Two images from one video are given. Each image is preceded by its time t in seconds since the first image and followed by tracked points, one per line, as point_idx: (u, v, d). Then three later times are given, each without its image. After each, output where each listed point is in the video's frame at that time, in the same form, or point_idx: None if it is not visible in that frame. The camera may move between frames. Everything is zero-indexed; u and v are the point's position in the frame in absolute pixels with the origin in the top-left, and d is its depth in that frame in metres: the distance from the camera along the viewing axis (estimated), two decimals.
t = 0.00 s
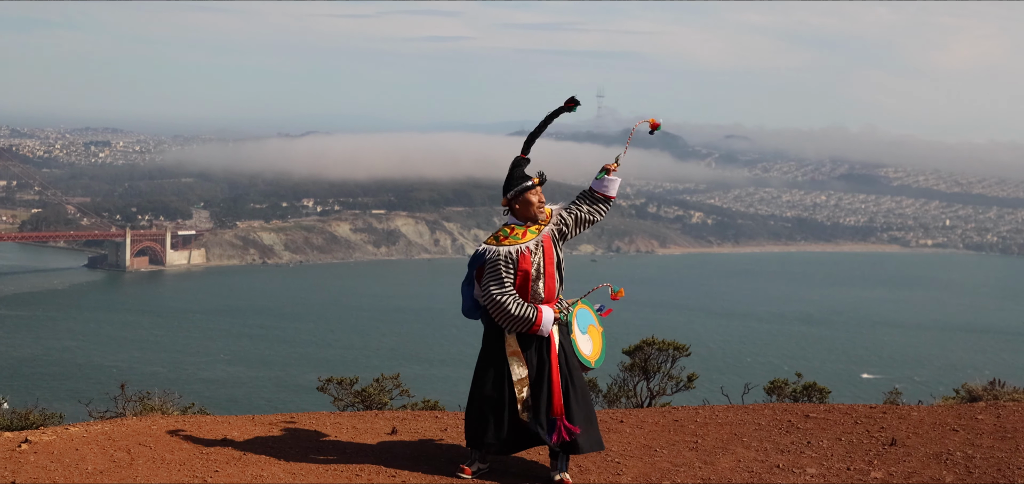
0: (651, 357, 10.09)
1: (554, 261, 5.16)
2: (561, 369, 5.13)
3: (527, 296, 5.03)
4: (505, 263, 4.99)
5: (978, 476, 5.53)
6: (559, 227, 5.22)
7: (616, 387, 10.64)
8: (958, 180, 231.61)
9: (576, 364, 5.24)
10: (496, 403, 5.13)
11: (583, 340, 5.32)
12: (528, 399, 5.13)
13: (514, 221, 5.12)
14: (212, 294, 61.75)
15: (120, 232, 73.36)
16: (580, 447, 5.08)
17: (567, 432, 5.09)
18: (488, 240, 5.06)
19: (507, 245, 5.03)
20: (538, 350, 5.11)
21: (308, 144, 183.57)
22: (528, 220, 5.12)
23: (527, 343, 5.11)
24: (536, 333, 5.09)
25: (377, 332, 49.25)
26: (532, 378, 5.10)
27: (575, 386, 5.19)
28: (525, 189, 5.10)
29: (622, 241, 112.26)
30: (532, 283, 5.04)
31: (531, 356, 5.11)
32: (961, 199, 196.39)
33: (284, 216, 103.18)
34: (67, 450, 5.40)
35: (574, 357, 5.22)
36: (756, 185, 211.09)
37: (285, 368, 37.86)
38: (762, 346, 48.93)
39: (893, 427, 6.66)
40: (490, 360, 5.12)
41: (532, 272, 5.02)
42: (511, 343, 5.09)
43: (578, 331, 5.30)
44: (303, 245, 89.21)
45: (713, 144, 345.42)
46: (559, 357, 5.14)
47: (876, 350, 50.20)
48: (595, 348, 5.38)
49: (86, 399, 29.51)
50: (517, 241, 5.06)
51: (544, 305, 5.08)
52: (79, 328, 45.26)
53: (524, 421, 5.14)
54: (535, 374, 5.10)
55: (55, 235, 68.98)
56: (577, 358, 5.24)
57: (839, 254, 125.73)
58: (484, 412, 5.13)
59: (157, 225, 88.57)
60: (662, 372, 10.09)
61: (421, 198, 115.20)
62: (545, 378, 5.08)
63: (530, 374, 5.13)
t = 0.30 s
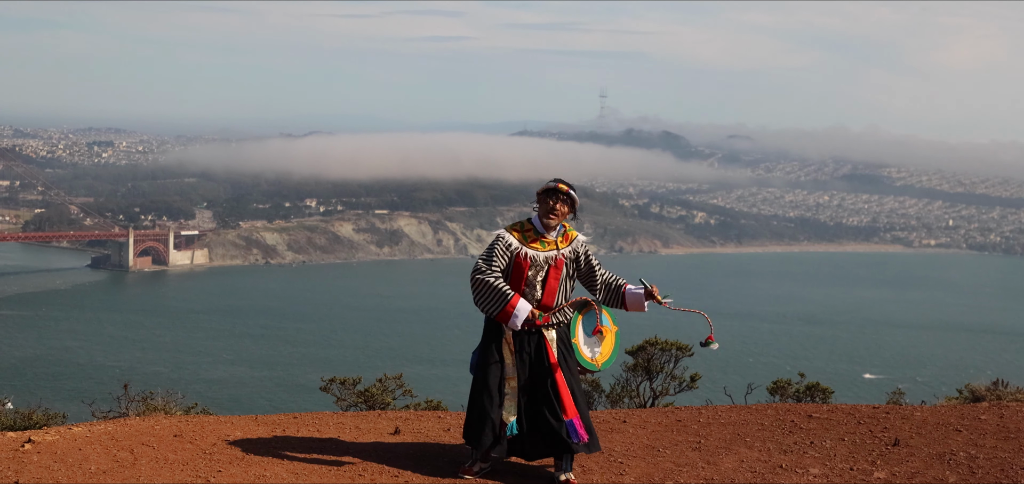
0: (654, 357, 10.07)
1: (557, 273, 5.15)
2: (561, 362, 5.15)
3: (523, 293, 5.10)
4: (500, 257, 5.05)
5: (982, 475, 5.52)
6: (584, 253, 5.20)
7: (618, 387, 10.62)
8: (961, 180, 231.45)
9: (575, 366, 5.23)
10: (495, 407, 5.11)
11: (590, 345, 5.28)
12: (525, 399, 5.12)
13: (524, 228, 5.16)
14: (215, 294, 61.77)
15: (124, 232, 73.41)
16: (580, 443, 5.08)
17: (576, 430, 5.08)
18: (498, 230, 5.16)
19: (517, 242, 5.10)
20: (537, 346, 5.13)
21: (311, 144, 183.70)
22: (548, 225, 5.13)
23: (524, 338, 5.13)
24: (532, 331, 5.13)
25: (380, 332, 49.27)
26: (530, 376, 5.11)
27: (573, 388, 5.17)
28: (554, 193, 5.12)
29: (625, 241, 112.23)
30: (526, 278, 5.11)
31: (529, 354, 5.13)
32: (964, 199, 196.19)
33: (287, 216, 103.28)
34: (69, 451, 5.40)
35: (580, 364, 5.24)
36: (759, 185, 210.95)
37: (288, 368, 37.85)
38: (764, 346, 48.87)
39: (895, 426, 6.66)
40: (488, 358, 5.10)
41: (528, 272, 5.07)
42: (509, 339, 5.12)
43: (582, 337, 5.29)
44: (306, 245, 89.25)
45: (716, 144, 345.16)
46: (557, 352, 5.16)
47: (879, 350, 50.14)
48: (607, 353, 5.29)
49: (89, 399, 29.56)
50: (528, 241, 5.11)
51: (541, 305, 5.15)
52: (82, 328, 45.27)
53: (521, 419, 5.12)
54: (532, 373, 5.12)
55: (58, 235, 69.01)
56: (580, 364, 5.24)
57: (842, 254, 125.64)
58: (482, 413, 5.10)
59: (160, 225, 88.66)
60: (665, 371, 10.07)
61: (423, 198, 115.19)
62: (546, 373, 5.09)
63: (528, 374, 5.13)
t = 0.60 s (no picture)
0: (657, 357, 10.08)
1: (542, 277, 4.96)
2: (562, 368, 5.02)
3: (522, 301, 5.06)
4: (497, 274, 5.15)
5: (982, 477, 5.52)
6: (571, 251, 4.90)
7: (620, 387, 10.61)
8: (963, 180, 231.46)
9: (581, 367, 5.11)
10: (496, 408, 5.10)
11: (605, 351, 5.11)
12: (523, 403, 5.08)
13: (509, 239, 5.12)
14: (216, 294, 61.85)
15: (126, 232, 73.50)
16: (580, 452, 4.96)
17: (573, 435, 4.97)
18: (502, 242, 5.27)
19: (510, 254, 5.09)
20: (539, 352, 5.04)
21: (313, 144, 183.89)
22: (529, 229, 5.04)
23: (529, 341, 5.08)
24: (536, 331, 5.05)
25: (381, 332, 49.31)
26: (531, 380, 5.06)
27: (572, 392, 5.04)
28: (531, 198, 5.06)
29: (626, 241, 112.25)
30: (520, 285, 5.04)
31: (530, 360, 5.08)
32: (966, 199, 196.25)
33: (289, 216, 103.46)
34: (71, 450, 5.39)
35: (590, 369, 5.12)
36: (761, 185, 211.06)
37: (289, 368, 37.90)
38: (765, 346, 48.91)
39: (898, 426, 6.65)
40: (485, 363, 5.09)
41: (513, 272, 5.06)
42: (514, 343, 5.11)
43: (595, 341, 5.14)
44: (307, 245, 89.36)
45: (718, 144, 345.24)
46: (559, 359, 5.04)
47: (880, 350, 50.18)
48: (629, 357, 5.03)
49: (91, 399, 29.58)
50: (514, 251, 5.08)
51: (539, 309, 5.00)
52: (84, 328, 45.33)
53: (517, 423, 5.09)
54: (533, 378, 5.06)
55: (60, 234, 69.09)
56: (591, 368, 5.10)
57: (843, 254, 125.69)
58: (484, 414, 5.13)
59: (162, 225, 88.81)
60: (667, 371, 10.08)
61: (425, 198, 115.20)
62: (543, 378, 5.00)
63: (529, 376, 5.08)
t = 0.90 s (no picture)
0: (659, 357, 10.07)
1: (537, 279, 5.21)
2: (578, 357, 5.31)
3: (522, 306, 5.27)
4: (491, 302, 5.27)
5: (985, 477, 5.50)
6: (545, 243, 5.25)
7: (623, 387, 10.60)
8: (966, 179, 231.18)
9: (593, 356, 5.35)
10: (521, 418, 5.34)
11: (613, 330, 5.43)
12: (540, 403, 5.30)
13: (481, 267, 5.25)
14: (219, 294, 61.86)
15: (128, 232, 73.50)
16: (608, 431, 5.30)
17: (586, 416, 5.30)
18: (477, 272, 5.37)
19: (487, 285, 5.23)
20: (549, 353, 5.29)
21: (315, 144, 183.92)
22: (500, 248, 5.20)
23: (533, 359, 5.32)
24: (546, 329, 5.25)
25: (383, 332, 49.31)
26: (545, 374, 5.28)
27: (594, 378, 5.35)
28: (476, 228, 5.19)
29: (629, 241, 112.24)
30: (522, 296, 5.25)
31: (542, 362, 5.30)
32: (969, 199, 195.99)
33: (291, 216, 103.51)
34: (74, 450, 5.39)
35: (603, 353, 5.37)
36: (764, 185, 210.90)
37: (292, 368, 37.93)
38: (768, 346, 48.87)
39: (899, 426, 6.66)
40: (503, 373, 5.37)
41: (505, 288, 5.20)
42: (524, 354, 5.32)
43: (603, 323, 5.44)
44: (310, 245, 89.35)
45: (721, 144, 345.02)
46: (572, 351, 5.30)
47: (883, 350, 50.12)
48: (637, 335, 5.41)
49: (94, 399, 29.61)
50: (487, 282, 5.23)
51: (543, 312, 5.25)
52: (86, 328, 45.33)
53: (542, 425, 5.33)
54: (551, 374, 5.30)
55: (63, 234, 69.12)
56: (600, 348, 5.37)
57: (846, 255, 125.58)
58: (502, 418, 5.37)
59: (165, 225, 88.86)
60: (668, 371, 10.07)
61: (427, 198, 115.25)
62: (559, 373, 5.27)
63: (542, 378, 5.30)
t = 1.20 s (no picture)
0: (659, 357, 10.07)
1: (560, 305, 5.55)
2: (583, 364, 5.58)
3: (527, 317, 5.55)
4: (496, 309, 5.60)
5: (985, 477, 5.50)
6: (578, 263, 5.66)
7: (623, 386, 10.59)
8: (967, 179, 230.94)
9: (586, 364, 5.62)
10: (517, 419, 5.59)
11: (608, 332, 5.92)
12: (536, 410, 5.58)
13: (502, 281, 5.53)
14: (221, 294, 61.92)
15: (130, 233, 73.54)
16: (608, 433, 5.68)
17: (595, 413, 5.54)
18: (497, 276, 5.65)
19: (499, 292, 5.53)
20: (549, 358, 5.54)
21: (317, 144, 183.88)
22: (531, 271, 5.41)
23: (532, 361, 5.59)
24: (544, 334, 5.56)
25: (384, 332, 49.35)
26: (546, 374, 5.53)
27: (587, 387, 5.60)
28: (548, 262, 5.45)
29: (630, 241, 112.27)
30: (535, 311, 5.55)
31: (539, 365, 5.58)
32: (971, 199, 195.85)
33: (292, 217, 103.51)
34: (76, 450, 5.40)
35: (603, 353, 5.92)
36: (765, 186, 210.73)
37: (293, 368, 37.98)
38: (769, 346, 48.86)
39: (901, 427, 6.64)
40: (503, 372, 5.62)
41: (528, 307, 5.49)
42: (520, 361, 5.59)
43: (597, 326, 5.91)
44: (311, 245, 89.32)
45: (722, 144, 344.77)
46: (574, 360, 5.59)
47: (883, 350, 50.10)
48: (630, 339, 5.90)
49: (95, 399, 29.61)
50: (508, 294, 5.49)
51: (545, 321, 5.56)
52: (88, 328, 45.38)
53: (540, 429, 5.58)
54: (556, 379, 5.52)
55: (66, 234, 69.21)
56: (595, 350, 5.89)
57: (847, 255, 125.51)
58: (505, 419, 5.65)
59: (166, 225, 88.90)
60: (669, 371, 10.07)
61: (429, 198, 115.19)
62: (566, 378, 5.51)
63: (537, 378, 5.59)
